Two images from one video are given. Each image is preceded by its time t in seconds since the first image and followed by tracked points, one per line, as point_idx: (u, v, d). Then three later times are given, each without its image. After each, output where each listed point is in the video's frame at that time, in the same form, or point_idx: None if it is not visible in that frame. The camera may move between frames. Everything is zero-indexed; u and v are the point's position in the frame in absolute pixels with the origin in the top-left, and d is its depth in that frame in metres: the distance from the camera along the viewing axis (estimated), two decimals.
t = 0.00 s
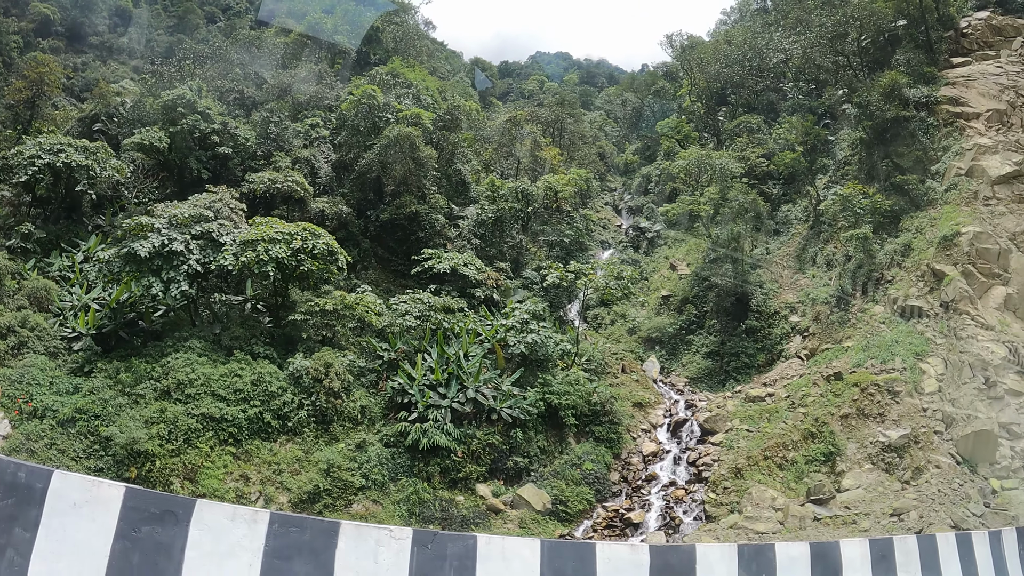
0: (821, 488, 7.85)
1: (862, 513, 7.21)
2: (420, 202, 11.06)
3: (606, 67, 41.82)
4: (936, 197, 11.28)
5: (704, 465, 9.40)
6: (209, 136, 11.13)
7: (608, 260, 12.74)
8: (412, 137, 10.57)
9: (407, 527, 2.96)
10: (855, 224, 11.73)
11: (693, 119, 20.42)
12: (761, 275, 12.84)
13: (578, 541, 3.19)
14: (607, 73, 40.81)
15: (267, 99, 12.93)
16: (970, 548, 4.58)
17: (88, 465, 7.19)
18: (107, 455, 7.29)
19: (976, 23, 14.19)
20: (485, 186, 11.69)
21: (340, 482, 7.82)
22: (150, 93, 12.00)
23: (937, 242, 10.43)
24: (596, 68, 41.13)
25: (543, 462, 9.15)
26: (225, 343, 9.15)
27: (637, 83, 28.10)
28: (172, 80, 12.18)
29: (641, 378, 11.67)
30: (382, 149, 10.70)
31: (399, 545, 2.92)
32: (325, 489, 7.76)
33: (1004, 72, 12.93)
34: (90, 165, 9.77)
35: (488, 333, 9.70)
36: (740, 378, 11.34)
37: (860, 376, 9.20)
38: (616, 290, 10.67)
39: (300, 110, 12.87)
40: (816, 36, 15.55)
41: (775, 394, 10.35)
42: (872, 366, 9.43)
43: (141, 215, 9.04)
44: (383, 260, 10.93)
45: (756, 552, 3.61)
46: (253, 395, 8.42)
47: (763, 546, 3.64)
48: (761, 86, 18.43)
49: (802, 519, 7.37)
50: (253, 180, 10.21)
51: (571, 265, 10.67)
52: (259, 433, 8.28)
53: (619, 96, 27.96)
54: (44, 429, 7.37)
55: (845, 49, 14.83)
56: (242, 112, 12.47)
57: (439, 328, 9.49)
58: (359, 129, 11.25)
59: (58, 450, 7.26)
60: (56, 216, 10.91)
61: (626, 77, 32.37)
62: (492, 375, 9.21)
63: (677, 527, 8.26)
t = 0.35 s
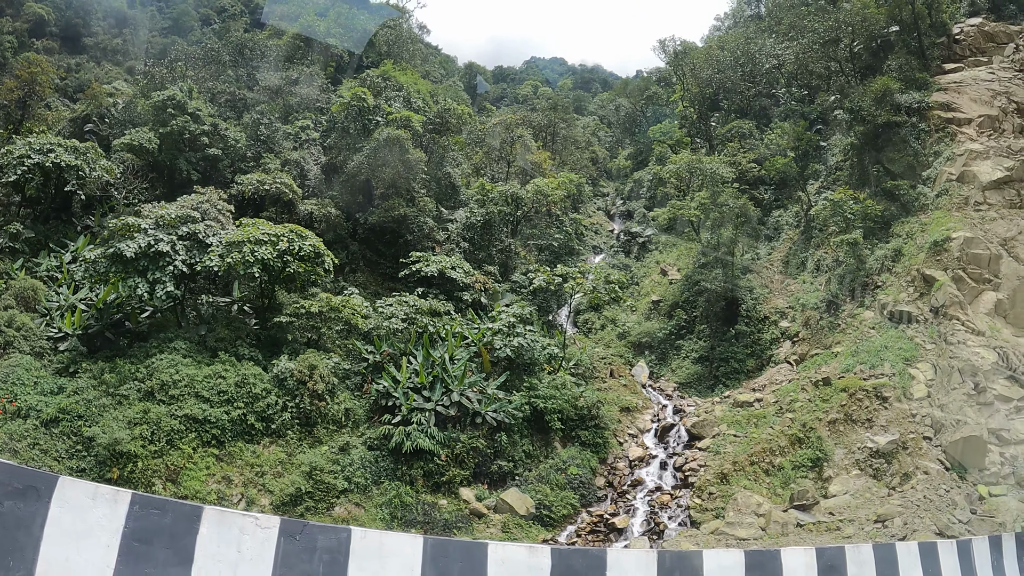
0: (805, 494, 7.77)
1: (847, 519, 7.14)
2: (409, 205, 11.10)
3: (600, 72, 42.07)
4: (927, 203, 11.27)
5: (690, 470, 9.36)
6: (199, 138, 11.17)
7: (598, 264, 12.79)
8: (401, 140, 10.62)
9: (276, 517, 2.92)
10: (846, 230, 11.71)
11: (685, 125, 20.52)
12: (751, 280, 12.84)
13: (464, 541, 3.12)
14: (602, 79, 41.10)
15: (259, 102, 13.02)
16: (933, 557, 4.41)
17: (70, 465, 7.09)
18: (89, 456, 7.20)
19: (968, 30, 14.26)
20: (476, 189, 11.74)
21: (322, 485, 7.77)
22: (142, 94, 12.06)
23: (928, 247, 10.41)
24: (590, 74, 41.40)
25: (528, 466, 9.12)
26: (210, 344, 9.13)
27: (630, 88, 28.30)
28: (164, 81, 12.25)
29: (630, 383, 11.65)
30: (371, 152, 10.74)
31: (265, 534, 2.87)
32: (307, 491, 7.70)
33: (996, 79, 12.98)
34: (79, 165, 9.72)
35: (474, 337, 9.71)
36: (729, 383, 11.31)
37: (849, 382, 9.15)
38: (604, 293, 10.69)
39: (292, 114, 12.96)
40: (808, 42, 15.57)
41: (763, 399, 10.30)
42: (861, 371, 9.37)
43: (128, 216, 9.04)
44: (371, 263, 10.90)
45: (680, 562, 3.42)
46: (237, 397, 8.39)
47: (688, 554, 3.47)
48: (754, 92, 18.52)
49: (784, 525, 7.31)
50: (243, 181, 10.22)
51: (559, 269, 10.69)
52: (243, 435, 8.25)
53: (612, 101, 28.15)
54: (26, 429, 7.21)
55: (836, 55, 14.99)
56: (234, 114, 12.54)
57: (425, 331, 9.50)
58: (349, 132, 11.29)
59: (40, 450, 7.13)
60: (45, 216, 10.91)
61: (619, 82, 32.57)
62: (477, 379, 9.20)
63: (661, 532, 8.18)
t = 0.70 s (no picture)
0: (786, 497, 7.70)
1: (829, 523, 7.08)
2: (396, 205, 11.11)
3: (594, 76, 42.43)
4: (917, 206, 11.24)
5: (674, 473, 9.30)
6: (187, 138, 11.20)
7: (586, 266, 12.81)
8: (388, 140, 10.65)
9: (118, 491, 2.51)
10: (835, 233, 11.67)
11: (677, 129, 20.58)
12: (740, 283, 12.83)
13: (317, 526, 2.68)
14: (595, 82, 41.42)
15: (248, 103, 13.08)
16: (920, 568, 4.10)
17: (49, 463, 7.02)
18: (69, 455, 7.14)
19: (960, 34, 14.26)
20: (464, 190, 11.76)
21: (302, 486, 7.73)
22: (132, 93, 12.09)
23: (917, 250, 10.36)
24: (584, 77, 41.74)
25: (511, 468, 9.07)
26: (193, 343, 9.11)
27: (622, 92, 28.48)
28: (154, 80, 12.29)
29: (616, 386, 11.62)
30: (358, 153, 10.79)
31: (103, 509, 2.46)
32: (286, 492, 7.66)
33: (987, 82, 12.95)
34: (67, 163, 9.70)
35: (458, 338, 9.69)
36: (717, 386, 11.26)
37: (836, 385, 9.07)
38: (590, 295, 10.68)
39: (281, 114, 13.06)
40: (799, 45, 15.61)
41: (750, 402, 10.24)
42: (848, 374, 9.30)
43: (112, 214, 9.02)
44: (357, 264, 10.91)
45: (573, 564, 2.92)
46: (218, 396, 8.35)
47: (584, 555, 2.97)
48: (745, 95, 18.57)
49: (764, 529, 7.25)
50: (229, 180, 10.22)
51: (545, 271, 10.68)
52: (224, 435, 8.21)
53: (605, 104, 28.31)
54: (6, 427, 7.12)
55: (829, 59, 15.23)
56: (223, 114, 12.58)
57: (408, 331, 9.49)
58: (337, 132, 11.33)
59: (20, 448, 7.05)
60: (33, 215, 10.89)
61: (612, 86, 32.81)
62: (460, 380, 9.17)
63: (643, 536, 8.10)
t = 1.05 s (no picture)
0: (765, 498, 7.61)
1: (808, 525, 6.99)
2: (382, 204, 11.12)
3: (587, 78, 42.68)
4: (906, 207, 11.20)
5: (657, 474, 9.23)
6: (174, 135, 11.24)
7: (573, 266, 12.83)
8: (373, 138, 10.71)
9: None
10: (823, 233, 11.63)
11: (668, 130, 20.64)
12: (728, 284, 12.81)
13: (147, 498, 2.62)
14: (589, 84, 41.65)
15: (237, 101, 13.15)
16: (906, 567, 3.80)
17: (27, 459, 6.95)
18: (47, 451, 7.07)
19: (950, 36, 14.24)
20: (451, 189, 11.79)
21: (280, 484, 7.67)
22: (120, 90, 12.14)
23: (905, 251, 10.31)
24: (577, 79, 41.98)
25: (492, 468, 9.02)
26: (174, 340, 9.08)
27: (612, 93, 28.65)
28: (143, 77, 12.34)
29: (602, 386, 11.57)
30: (345, 151, 10.91)
31: None
32: (264, 490, 7.61)
33: (978, 84, 12.91)
34: (53, 160, 9.72)
35: (441, 337, 9.66)
36: (704, 387, 11.19)
37: (821, 386, 8.98)
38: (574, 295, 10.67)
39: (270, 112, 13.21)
40: (789, 46, 15.61)
41: (736, 403, 10.16)
42: (834, 375, 9.22)
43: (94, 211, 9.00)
44: (343, 262, 10.91)
45: (428, 556, 2.75)
46: (198, 393, 8.31)
47: (443, 548, 2.81)
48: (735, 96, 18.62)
49: (740, 530, 7.17)
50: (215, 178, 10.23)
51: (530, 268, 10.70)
52: (203, 432, 8.17)
53: (595, 105, 28.45)
54: None
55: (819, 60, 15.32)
56: (211, 112, 12.63)
57: (390, 329, 9.47)
58: (324, 130, 11.48)
59: None
60: (19, 212, 10.88)
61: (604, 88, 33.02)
62: (441, 378, 9.15)
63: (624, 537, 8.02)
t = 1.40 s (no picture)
0: (742, 497, 7.54)
1: (786, 525, 6.89)
2: (367, 200, 11.13)
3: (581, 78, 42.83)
4: (896, 205, 11.12)
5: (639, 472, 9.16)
6: (161, 130, 11.25)
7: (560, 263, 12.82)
8: (359, 135, 10.73)
9: None
10: (812, 231, 11.55)
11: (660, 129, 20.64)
12: (716, 282, 12.76)
13: None
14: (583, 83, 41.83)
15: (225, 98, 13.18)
16: (863, 574, 3.61)
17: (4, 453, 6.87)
18: (25, 445, 6.99)
19: (943, 35, 14.17)
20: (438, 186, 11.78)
21: (259, 479, 7.63)
22: (108, 85, 12.15)
23: (894, 250, 10.23)
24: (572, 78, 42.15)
25: (473, 465, 8.97)
26: (156, 335, 9.04)
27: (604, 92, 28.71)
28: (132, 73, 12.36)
29: (587, 384, 11.51)
30: (332, 147, 10.94)
31: None
32: (242, 486, 7.56)
33: (969, 83, 12.82)
34: (40, 155, 9.78)
35: (424, 333, 9.63)
36: (690, 385, 11.17)
37: (807, 384, 8.90)
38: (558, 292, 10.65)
39: (259, 108, 13.25)
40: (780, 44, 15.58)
41: (721, 402, 10.10)
42: (821, 373, 9.12)
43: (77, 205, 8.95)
44: (328, 259, 10.90)
45: (237, 531, 2.40)
46: (178, 388, 8.26)
47: (255, 523, 2.44)
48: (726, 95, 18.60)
49: (716, 530, 7.08)
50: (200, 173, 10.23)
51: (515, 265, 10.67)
52: (183, 427, 8.13)
53: (587, 104, 28.51)
54: None
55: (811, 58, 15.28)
56: (200, 108, 12.65)
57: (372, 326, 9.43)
58: (311, 125, 11.53)
59: None
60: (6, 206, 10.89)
61: (597, 88, 33.15)
62: (422, 374, 9.16)
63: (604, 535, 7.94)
